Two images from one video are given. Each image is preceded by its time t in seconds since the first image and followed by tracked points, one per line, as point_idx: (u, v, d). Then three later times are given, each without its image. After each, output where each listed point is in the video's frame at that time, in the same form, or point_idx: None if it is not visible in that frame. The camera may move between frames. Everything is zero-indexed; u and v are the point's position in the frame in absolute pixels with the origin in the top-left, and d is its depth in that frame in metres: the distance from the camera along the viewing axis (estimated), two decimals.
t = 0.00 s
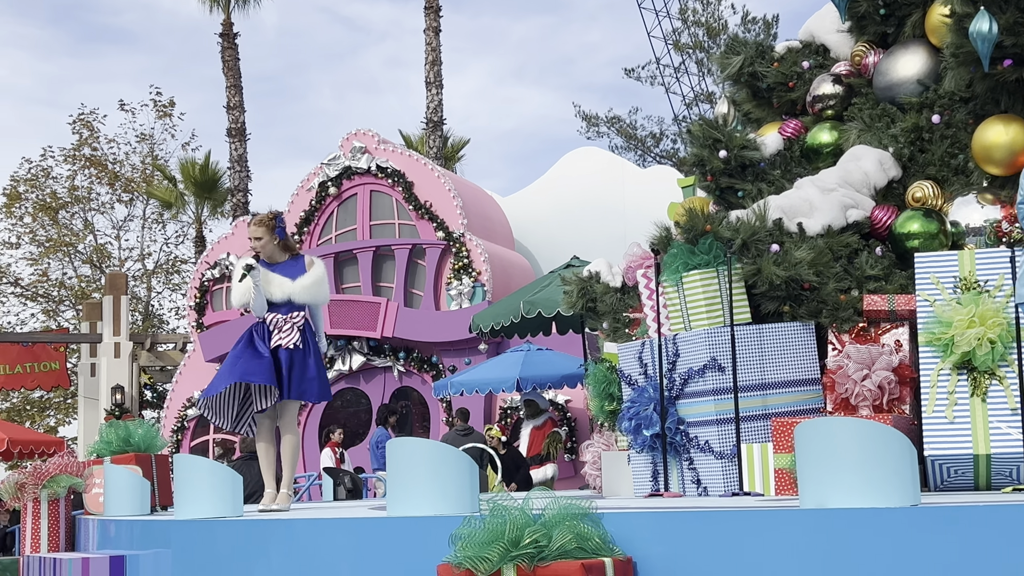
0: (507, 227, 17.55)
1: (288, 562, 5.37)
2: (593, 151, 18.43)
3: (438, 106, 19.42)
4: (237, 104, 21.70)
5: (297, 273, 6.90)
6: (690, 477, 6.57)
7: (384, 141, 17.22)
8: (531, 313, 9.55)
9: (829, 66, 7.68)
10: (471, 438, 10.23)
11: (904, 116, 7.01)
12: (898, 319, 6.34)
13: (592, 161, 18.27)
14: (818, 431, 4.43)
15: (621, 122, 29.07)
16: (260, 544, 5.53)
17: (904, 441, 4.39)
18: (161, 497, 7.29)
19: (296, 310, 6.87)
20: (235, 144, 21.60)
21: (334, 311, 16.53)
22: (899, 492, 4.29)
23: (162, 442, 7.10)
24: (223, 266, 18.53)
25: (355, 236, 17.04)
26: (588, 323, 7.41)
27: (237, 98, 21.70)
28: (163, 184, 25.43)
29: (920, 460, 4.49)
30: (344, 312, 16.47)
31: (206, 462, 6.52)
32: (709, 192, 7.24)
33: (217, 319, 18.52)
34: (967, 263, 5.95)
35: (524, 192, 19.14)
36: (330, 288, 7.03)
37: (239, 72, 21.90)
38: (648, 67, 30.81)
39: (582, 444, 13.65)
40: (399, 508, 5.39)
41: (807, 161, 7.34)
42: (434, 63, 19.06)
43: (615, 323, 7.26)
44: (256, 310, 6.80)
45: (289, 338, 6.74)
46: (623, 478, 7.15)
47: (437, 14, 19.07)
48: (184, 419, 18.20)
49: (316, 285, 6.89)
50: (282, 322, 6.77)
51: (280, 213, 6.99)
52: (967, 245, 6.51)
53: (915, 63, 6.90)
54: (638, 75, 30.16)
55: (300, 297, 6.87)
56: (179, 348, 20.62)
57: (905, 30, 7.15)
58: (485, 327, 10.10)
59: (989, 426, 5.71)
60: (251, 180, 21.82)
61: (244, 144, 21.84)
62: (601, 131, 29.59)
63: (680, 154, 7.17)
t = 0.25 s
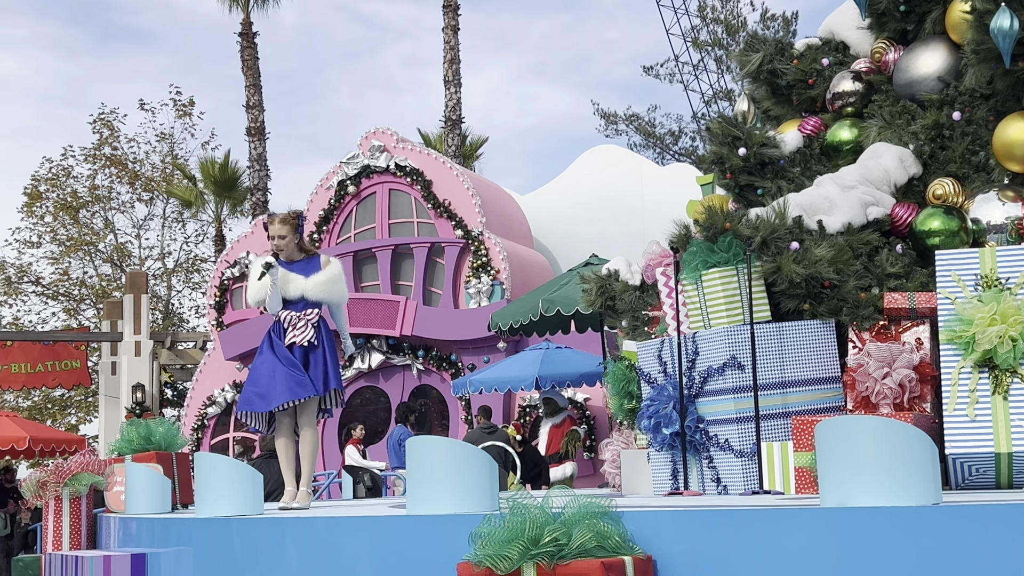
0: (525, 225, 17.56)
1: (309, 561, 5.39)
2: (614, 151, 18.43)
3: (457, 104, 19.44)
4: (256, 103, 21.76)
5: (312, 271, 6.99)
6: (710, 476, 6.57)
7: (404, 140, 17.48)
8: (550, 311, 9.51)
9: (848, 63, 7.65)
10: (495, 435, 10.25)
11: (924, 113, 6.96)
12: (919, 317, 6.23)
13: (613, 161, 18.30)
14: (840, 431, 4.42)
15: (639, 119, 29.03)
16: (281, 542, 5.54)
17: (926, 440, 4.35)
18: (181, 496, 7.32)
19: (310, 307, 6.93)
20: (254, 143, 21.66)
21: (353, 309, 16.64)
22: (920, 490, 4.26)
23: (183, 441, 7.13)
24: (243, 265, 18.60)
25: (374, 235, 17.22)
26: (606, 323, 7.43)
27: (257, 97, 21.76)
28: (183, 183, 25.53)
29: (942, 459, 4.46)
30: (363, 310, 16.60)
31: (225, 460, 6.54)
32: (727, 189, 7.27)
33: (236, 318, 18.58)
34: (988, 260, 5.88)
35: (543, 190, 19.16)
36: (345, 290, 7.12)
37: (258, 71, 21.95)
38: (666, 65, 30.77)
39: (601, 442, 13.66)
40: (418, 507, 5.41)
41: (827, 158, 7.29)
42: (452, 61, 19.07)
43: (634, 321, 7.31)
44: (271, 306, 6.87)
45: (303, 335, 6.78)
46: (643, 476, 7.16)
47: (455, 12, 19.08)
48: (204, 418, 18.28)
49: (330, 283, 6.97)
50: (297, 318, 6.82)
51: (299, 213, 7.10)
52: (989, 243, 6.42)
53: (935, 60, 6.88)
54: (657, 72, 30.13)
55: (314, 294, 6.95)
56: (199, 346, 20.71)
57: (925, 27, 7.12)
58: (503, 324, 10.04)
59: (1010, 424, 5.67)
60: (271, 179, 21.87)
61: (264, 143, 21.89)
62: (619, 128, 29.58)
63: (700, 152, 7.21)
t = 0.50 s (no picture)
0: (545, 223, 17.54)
1: (332, 560, 5.41)
2: (635, 149, 18.37)
3: (478, 103, 19.46)
4: (278, 102, 21.82)
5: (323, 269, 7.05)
6: (732, 474, 6.55)
7: (425, 138, 17.53)
8: (573, 309, 9.53)
9: (871, 60, 7.61)
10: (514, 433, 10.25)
11: (947, 110, 6.93)
12: (943, 315, 6.32)
13: (635, 160, 18.25)
14: (864, 428, 4.40)
15: (660, 117, 28.99)
16: (304, 541, 5.57)
17: (950, 438, 4.32)
18: (205, 495, 7.36)
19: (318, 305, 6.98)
20: (276, 142, 21.72)
21: (373, 309, 16.63)
22: (943, 489, 4.22)
23: (206, 440, 7.17)
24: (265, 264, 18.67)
25: (395, 233, 17.37)
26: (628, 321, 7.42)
27: (279, 96, 21.82)
28: (205, 182, 25.65)
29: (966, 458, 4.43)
30: (382, 308, 16.62)
31: (247, 459, 6.56)
32: (750, 187, 7.26)
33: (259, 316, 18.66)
34: (1013, 258, 5.82)
35: (565, 188, 19.16)
36: (358, 288, 7.09)
37: (280, 71, 22.01)
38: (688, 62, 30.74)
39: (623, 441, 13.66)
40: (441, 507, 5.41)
41: (849, 156, 7.25)
42: (473, 59, 19.08)
43: (656, 319, 7.31)
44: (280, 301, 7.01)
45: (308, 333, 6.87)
46: (665, 475, 7.14)
47: (476, 11, 19.09)
48: (227, 416, 18.36)
49: (336, 280, 6.99)
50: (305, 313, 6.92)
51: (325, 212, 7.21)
52: (1012, 239, 6.44)
53: (958, 56, 6.85)
54: (678, 69, 30.12)
55: (324, 290, 6.99)
56: (222, 345, 20.81)
57: (948, 23, 7.09)
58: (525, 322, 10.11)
59: None
60: (293, 178, 21.93)
61: (285, 142, 21.96)
62: (640, 126, 29.56)
63: (721, 149, 7.17)
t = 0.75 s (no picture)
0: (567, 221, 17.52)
1: (355, 559, 5.42)
2: (657, 146, 18.37)
3: (499, 100, 19.46)
4: (301, 101, 21.87)
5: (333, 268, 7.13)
6: (757, 471, 6.54)
7: (447, 137, 17.56)
8: (594, 307, 9.52)
9: (895, 56, 7.57)
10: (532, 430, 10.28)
11: (972, 106, 6.89)
12: (968, 312, 6.29)
13: (658, 157, 18.24)
14: (890, 424, 4.38)
15: (682, 114, 28.91)
16: (327, 540, 5.59)
17: (977, 436, 4.27)
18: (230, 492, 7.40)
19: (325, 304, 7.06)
20: (299, 140, 21.78)
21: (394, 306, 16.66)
22: (969, 486, 4.19)
23: (231, 437, 7.19)
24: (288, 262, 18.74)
25: (418, 231, 17.38)
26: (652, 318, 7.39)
27: (301, 95, 21.87)
28: (228, 181, 25.74)
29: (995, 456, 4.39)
30: (404, 306, 16.65)
31: (271, 456, 6.59)
32: (773, 184, 7.25)
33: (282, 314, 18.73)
34: None
35: (589, 186, 19.14)
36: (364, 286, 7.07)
37: (303, 69, 22.06)
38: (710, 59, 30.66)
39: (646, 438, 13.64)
40: (464, 504, 5.40)
41: (873, 153, 7.23)
42: (495, 57, 19.08)
43: (678, 316, 7.25)
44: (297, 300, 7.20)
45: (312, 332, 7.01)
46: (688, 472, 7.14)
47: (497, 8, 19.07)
48: (250, 413, 18.44)
49: (339, 278, 7.04)
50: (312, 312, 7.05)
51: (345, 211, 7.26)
52: None
53: (984, 52, 6.80)
54: (700, 66, 30.06)
55: (329, 288, 7.08)
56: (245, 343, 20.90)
57: (973, 19, 7.04)
58: (548, 319, 10.07)
59: None
60: (315, 176, 21.97)
61: (308, 140, 22.00)
62: (662, 123, 29.49)
63: (744, 146, 7.16)
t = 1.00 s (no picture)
0: (590, 218, 17.51)
1: (380, 557, 5.43)
2: (681, 143, 18.37)
3: (523, 98, 19.46)
4: (325, 100, 21.93)
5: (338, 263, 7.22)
6: (782, 469, 6.52)
7: (471, 134, 17.57)
8: (619, 304, 9.50)
9: (922, 52, 7.51)
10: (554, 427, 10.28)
11: (1000, 101, 6.85)
12: (995, 309, 6.16)
13: (682, 154, 18.24)
14: (917, 420, 4.31)
15: (707, 110, 28.81)
16: (352, 538, 5.60)
17: (1005, 433, 4.24)
18: (256, 488, 7.43)
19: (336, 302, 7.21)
20: (323, 139, 21.83)
21: (419, 303, 16.75)
22: (997, 484, 4.17)
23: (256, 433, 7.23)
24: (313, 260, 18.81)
25: (441, 229, 17.41)
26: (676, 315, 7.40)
27: (325, 93, 21.92)
28: (253, 179, 25.83)
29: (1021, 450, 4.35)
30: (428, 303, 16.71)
31: (297, 453, 6.61)
32: (800, 181, 7.22)
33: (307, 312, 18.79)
34: None
35: (613, 183, 19.12)
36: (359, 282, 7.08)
37: (327, 68, 22.10)
38: (735, 56, 30.58)
39: (670, 436, 13.63)
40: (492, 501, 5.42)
41: (899, 148, 7.22)
42: (518, 55, 19.07)
43: (703, 313, 7.29)
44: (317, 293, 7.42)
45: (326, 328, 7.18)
46: (714, 470, 7.13)
47: (520, 6, 19.06)
48: (276, 411, 18.52)
49: (336, 272, 7.12)
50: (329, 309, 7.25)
51: (363, 208, 7.35)
52: None
53: (1011, 47, 6.74)
54: (725, 63, 29.99)
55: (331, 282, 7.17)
56: (270, 341, 20.98)
57: (1000, 14, 6.97)
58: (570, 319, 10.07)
59: None
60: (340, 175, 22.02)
61: (332, 139, 22.06)
62: (686, 120, 29.42)
63: (770, 142, 7.15)
